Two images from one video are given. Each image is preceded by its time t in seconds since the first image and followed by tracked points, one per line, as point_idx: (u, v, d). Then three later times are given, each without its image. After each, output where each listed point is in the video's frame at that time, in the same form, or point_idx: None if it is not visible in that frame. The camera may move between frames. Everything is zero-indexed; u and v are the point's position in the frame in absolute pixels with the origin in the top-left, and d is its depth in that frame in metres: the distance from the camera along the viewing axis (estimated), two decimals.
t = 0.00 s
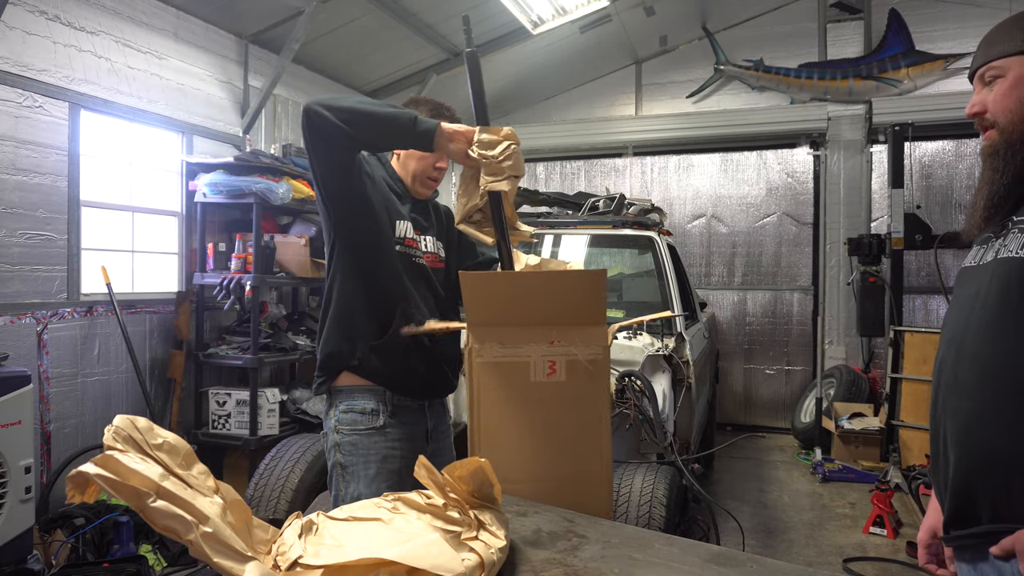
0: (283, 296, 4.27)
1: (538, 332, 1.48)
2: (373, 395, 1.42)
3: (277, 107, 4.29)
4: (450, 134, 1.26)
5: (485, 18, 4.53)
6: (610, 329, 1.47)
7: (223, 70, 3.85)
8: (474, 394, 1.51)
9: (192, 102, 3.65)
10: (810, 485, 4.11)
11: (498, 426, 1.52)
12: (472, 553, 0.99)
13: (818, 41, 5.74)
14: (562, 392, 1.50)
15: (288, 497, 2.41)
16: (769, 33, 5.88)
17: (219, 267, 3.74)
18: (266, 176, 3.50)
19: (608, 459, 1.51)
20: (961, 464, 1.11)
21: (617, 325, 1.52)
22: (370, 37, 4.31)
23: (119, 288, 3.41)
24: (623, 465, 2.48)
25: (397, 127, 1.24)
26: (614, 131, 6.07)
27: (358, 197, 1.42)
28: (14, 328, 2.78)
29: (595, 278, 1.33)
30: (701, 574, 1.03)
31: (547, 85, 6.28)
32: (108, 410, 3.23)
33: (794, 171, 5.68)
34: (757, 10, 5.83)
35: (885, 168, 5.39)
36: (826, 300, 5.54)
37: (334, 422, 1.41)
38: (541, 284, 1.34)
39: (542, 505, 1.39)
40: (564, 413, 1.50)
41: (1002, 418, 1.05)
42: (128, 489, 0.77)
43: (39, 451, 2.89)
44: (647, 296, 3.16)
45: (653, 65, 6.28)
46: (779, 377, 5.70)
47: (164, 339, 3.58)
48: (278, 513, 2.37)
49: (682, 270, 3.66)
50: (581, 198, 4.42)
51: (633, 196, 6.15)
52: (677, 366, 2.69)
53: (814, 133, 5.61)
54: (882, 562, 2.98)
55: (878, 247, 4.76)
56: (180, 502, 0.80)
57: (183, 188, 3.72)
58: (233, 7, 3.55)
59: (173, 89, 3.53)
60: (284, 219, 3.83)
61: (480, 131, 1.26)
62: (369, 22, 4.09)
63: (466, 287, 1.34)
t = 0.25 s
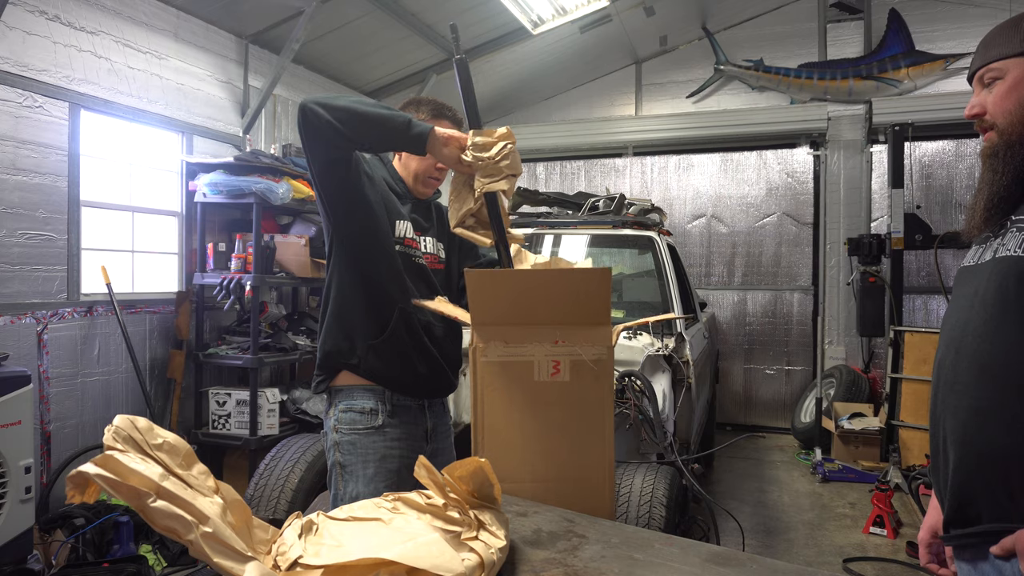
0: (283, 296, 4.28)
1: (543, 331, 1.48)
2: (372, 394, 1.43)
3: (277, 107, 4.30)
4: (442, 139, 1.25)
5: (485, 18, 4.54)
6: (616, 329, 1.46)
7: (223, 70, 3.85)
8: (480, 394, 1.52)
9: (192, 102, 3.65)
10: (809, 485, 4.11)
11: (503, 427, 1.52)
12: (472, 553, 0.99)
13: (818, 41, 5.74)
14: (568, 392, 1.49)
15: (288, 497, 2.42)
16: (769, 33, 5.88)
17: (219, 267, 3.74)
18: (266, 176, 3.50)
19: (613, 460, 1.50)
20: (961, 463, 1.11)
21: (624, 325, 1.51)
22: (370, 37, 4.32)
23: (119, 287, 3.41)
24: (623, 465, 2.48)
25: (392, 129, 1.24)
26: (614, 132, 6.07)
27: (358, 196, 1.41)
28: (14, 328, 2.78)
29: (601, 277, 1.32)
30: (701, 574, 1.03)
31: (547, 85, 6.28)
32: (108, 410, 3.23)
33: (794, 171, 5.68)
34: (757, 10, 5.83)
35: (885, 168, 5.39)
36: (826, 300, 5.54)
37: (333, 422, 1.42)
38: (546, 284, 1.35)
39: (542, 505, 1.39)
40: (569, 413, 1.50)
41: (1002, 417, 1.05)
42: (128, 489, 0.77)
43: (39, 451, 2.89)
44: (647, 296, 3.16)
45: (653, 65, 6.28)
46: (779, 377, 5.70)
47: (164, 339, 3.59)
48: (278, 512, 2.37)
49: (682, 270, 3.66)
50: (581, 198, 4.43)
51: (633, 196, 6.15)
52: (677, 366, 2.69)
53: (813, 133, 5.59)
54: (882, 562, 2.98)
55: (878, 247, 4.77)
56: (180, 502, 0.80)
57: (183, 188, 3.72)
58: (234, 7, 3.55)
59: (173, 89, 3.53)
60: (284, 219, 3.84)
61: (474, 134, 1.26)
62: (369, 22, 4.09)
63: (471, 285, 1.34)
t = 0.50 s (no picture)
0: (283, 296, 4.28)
1: (549, 331, 1.50)
2: (371, 394, 1.43)
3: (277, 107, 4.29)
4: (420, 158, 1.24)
5: (485, 18, 4.54)
6: (620, 330, 1.47)
7: (223, 70, 3.85)
8: (484, 393, 1.54)
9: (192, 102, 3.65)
10: (809, 485, 4.11)
11: (508, 428, 1.54)
12: (472, 553, 0.99)
13: (818, 41, 5.75)
14: (573, 392, 1.50)
15: (288, 497, 2.41)
16: (769, 33, 5.89)
17: (219, 267, 3.74)
18: (266, 176, 3.49)
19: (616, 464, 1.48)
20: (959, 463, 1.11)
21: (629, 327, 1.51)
22: (371, 37, 4.32)
23: (119, 287, 3.41)
24: (623, 465, 2.48)
25: (370, 146, 1.25)
26: (614, 132, 6.06)
27: (346, 203, 1.44)
28: (14, 328, 2.78)
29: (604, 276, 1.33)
30: (701, 574, 1.03)
31: (547, 85, 6.28)
32: (108, 409, 3.23)
33: (794, 171, 5.67)
34: (757, 10, 5.83)
35: (885, 168, 5.39)
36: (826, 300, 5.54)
37: (332, 422, 1.43)
38: (553, 283, 1.37)
39: (542, 505, 1.39)
40: (573, 413, 1.50)
41: (1001, 416, 1.05)
42: (128, 489, 0.77)
43: (39, 451, 2.89)
44: (647, 296, 3.16)
45: (653, 65, 6.28)
46: (779, 377, 5.69)
47: (164, 339, 3.58)
48: (278, 512, 2.37)
49: (683, 270, 3.66)
50: (581, 198, 4.43)
51: (633, 196, 6.14)
52: (677, 366, 2.69)
53: (814, 133, 5.62)
54: (882, 562, 2.98)
55: (878, 247, 4.77)
56: (180, 502, 0.80)
57: (183, 188, 3.72)
58: (234, 7, 3.55)
59: (173, 89, 3.52)
60: (284, 219, 3.84)
61: (450, 151, 1.26)
62: (369, 22, 4.09)
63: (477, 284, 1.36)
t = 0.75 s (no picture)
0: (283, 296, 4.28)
1: (530, 330, 1.52)
2: (371, 395, 1.44)
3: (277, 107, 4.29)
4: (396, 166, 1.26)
5: (485, 18, 4.54)
6: (599, 326, 1.51)
7: (223, 70, 3.85)
8: (466, 397, 1.54)
9: (192, 102, 3.65)
10: (810, 485, 4.11)
11: (492, 428, 1.56)
12: (471, 553, 0.99)
13: (818, 41, 5.76)
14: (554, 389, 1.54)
15: (288, 497, 2.41)
16: (769, 33, 5.90)
17: (219, 267, 3.74)
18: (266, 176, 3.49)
19: (598, 453, 1.56)
20: (958, 464, 1.11)
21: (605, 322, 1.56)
22: (371, 37, 4.32)
23: (119, 288, 3.41)
24: (623, 465, 2.47)
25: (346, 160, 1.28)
26: (614, 132, 6.06)
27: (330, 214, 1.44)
28: (14, 327, 2.78)
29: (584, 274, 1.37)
30: (701, 574, 1.03)
31: (547, 85, 6.28)
32: (108, 409, 3.23)
33: (794, 171, 5.66)
34: (757, 10, 5.84)
35: (885, 168, 5.39)
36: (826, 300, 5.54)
37: (331, 421, 1.44)
38: (538, 283, 1.39)
39: (542, 505, 1.39)
40: (554, 410, 1.55)
41: (1000, 416, 1.05)
42: (128, 489, 0.77)
43: (39, 451, 2.89)
44: (647, 296, 3.16)
45: (653, 65, 6.29)
46: (779, 377, 5.69)
47: (164, 339, 3.58)
48: (278, 513, 2.37)
49: (683, 270, 3.66)
50: (581, 198, 4.43)
51: (633, 196, 6.14)
52: (677, 366, 2.69)
53: (814, 133, 5.54)
54: (882, 562, 2.98)
55: (878, 247, 4.78)
56: (180, 502, 0.80)
57: (182, 188, 3.72)
58: (234, 7, 3.55)
59: (173, 89, 3.52)
60: (284, 219, 3.84)
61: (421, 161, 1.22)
62: (369, 22, 4.10)
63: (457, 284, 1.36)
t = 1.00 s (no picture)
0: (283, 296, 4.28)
1: (530, 331, 1.52)
2: (367, 393, 1.45)
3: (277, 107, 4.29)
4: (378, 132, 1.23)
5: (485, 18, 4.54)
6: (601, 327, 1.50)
7: (223, 70, 3.85)
8: (467, 396, 1.56)
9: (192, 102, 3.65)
10: (810, 485, 4.11)
11: (494, 428, 1.57)
12: (472, 554, 0.99)
13: (818, 41, 5.76)
14: (554, 389, 1.54)
15: (288, 497, 2.42)
16: (769, 33, 5.90)
17: (219, 267, 3.75)
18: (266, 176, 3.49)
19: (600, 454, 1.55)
20: (959, 464, 1.11)
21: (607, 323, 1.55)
22: (371, 38, 4.32)
23: (119, 288, 3.41)
24: (623, 465, 2.47)
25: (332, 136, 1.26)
26: (614, 132, 6.06)
27: (326, 208, 1.41)
28: (14, 328, 2.78)
29: (586, 273, 1.37)
30: (701, 574, 1.03)
31: (547, 85, 6.29)
32: (108, 409, 3.23)
33: (794, 171, 5.66)
34: (757, 10, 5.85)
35: (885, 168, 5.40)
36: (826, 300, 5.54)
37: (328, 419, 1.45)
38: (535, 282, 1.39)
39: (541, 505, 1.39)
40: (556, 410, 1.55)
41: (999, 416, 1.05)
42: (128, 489, 0.77)
43: (39, 451, 2.89)
44: (647, 296, 3.16)
45: (653, 65, 6.30)
46: (779, 377, 5.69)
47: (164, 339, 3.58)
48: (278, 513, 2.37)
49: (683, 270, 3.66)
50: (581, 198, 4.43)
51: (633, 196, 6.14)
52: (677, 366, 2.69)
53: (814, 133, 5.53)
54: (882, 562, 2.98)
55: (878, 247, 4.78)
56: (180, 502, 0.80)
57: (183, 188, 3.72)
58: (234, 7, 3.55)
59: (173, 89, 3.52)
60: (284, 219, 3.84)
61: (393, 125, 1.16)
62: (369, 22, 4.10)
63: (457, 283, 1.38)
